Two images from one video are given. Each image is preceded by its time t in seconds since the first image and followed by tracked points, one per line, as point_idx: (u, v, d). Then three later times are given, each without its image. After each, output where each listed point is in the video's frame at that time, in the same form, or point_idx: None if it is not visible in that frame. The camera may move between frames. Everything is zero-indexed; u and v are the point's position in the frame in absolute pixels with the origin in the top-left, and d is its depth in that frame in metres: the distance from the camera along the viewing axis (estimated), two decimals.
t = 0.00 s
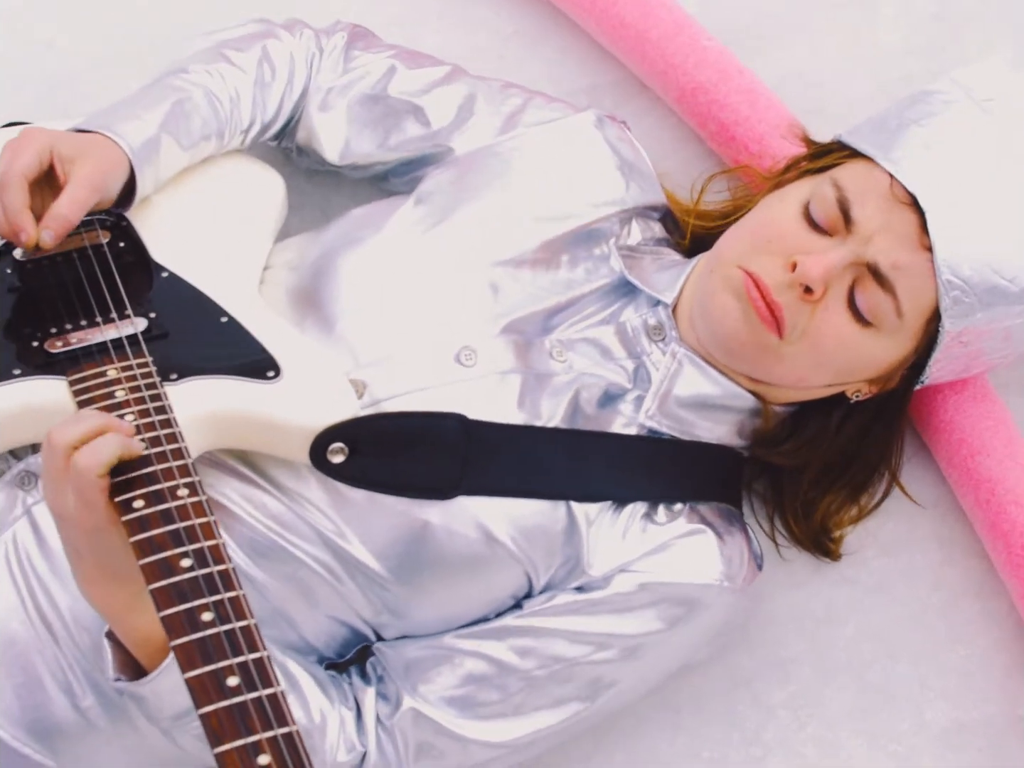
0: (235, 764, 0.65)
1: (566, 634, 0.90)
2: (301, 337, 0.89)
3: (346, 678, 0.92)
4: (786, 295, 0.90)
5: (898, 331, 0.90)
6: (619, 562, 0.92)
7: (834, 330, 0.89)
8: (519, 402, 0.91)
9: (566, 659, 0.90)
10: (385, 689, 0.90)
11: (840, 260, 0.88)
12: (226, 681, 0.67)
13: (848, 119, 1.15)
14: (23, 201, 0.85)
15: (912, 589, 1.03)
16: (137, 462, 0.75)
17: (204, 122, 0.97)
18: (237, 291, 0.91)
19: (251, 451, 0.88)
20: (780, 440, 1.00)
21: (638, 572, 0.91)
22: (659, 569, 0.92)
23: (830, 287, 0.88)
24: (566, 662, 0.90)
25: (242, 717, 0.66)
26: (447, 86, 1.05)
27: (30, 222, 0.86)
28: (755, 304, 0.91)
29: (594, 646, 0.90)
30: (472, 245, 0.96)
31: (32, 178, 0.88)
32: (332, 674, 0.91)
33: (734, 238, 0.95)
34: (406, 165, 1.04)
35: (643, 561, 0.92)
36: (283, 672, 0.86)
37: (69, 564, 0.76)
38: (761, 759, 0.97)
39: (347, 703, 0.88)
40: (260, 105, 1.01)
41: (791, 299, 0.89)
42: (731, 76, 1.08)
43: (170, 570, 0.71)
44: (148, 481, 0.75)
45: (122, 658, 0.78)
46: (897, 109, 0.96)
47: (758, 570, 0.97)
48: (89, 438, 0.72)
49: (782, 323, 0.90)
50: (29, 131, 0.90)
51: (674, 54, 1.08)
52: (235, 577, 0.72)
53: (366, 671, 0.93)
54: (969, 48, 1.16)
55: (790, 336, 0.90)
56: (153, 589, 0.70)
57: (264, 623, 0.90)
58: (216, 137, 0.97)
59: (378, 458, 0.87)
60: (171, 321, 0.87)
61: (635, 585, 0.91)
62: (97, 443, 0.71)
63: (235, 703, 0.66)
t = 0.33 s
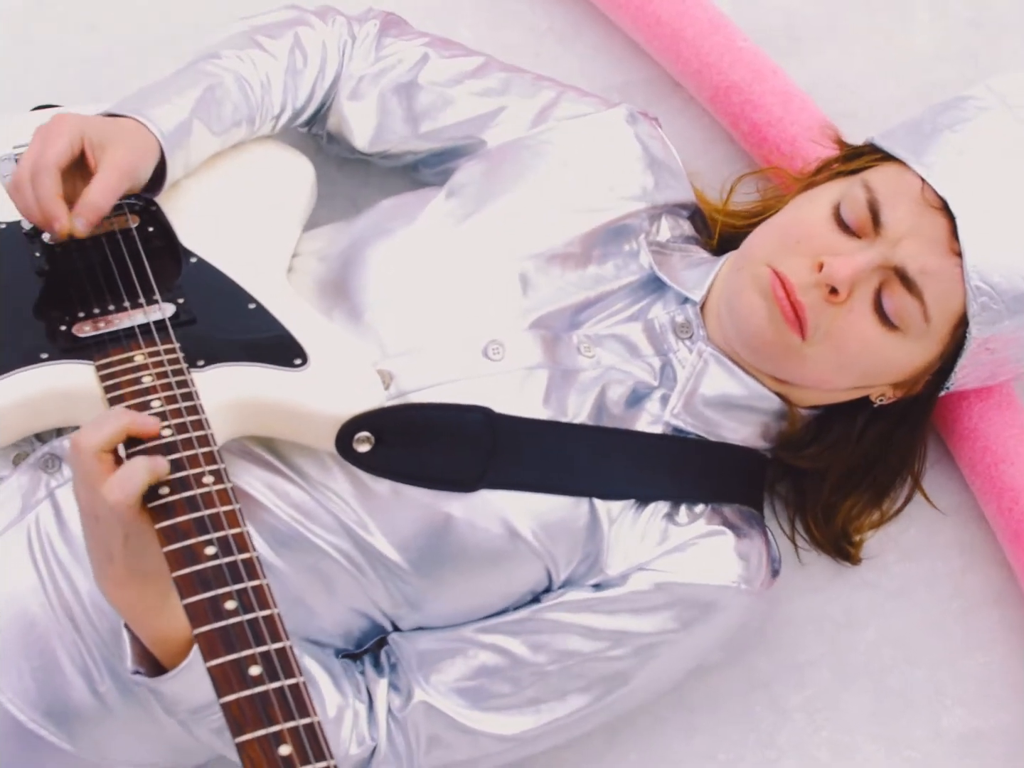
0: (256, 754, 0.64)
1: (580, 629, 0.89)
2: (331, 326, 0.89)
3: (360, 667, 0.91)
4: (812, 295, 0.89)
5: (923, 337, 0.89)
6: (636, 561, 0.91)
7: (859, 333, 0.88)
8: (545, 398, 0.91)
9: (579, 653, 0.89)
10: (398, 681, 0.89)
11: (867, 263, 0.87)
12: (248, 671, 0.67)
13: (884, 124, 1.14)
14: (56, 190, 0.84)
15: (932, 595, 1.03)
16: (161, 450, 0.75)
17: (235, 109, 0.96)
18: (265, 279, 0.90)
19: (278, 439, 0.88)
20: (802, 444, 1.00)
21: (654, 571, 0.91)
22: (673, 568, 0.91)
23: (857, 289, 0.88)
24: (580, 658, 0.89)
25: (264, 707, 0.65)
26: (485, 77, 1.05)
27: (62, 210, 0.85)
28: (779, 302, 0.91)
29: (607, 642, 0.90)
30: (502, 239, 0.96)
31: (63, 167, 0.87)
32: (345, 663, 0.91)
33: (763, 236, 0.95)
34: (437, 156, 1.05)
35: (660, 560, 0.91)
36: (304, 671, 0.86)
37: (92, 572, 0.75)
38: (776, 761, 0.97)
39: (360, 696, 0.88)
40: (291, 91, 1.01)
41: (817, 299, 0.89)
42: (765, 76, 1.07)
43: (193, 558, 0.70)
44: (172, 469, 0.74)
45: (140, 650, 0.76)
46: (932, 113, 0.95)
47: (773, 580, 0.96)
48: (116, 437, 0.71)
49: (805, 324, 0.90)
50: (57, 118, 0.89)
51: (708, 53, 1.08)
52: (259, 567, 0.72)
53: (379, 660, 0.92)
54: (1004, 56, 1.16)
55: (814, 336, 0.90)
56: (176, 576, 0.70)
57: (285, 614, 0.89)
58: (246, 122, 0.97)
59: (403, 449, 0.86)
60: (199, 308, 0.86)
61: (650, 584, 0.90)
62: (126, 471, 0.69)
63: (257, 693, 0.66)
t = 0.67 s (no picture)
0: None
1: (601, 634, 0.90)
2: (352, 323, 0.88)
3: (377, 670, 0.91)
4: (860, 293, 0.88)
5: (966, 342, 0.89)
6: (654, 565, 0.91)
7: (904, 333, 0.88)
8: (568, 397, 0.90)
9: (598, 659, 0.90)
10: (417, 686, 0.90)
11: (916, 263, 0.86)
12: (256, 682, 0.66)
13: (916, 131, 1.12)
14: (63, 172, 0.85)
15: (953, 603, 1.02)
16: (179, 449, 0.75)
17: (268, 93, 0.96)
18: (292, 270, 0.90)
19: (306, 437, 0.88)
20: (826, 450, 0.99)
21: (673, 575, 0.91)
22: (692, 573, 0.91)
23: (903, 290, 0.87)
24: (600, 664, 0.90)
25: (269, 721, 0.65)
26: (517, 70, 1.04)
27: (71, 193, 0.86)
28: (825, 299, 0.90)
29: (627, 648, 0.90)
30: (531, 233, 0.95)
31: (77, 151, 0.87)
32: (363, 666, 0.91)
33: (807, 232, 0.94)
34: (466, 150, 1.05)
35: (679, 564, 0.91)
36: (323, 679, 0.86)
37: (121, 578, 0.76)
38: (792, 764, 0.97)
39: (380, 702, 0.88)
40: (324, 78, 1.00)
41: (863, 298, 0.88)
42: (793, 81, 1.06)
43: (207, 562, 0.70)
44: (190, 470, 0.75)
45: (161, 651, 0.76)
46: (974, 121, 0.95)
47: (793, 584, 0.95)
48: (134, 472, 0.71)
49: (852, 322, 0.89)
50: (77, 102, 0.89)
51: (736, 57, 1.07)
52: (272, 575, 0.72)
53: (398, 662, 0.92)
54: None
55: (860, 334, 0.89)
56: (189, 580, 0.70)
57: (302, 599, 0.90)
58: (280, 108, 0.97)
59: (419, 453, 0.86)
60: (225, 300, 0.86)
61: (669, 588, 0.90)
62: (146, 473, 0.70)
63: (263, 706, 0.65)
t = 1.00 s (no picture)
0: (286, 755, 0.64)
1: (619, 632, 0.89)
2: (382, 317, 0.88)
3: (394, 657, 0.91)
4: (888, 298, 0.88)
5: (993, 351, 0.89)
6: (679, 563, 0.91)
7: (932, 340, 0.88)
8: (595, 395, 0.90)
9: (615, 656, 0.90)
10: (434, 673, 0.89)
11: (946, 270, 0.86)
12: (283, 669, 0.66)
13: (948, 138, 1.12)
14: (99, 147, 0.85)
15: (973, 611, 1.02)
16: (209, 436, 0.75)
17: (300, 87, 0.96)
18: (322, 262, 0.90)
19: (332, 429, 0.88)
20: (851, 455, 0.99)
21: (695, 575, 0.90)
22: (714, 575, 0.90)
23: (933, 297, 0.87)
24: (616, 659, 0.90)
25: (296, 707, 0.65)
26: (550, 68, 1.05)
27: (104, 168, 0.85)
28: (854, 304, 0.90)
29: (644, 647, 0.90)
30: (561, 230, 0.95)
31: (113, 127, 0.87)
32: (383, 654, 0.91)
33: (836, 236, 0.94)
34: (498, 146, 1.04)
35: (702, 565, 0.91)
36: (342, 664, 0.85)
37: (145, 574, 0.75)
38: None
39: (399, 690, 0.88)
40: (356, 74, 1.00)
41: (892, 303, 0.88)
42: (826, 85, 1.06)
43: (235, 549, 0.70)
44: (219, 457, 0.74)
45: (185, 644, 0.76)
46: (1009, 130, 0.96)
47: (812, 590, 0.94)
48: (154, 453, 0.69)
49: (880, 327, 0.89)
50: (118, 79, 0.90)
51: (770, 59, 1.08)
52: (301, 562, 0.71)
53: (415, 649, 0.92)
54: None
55: (888, 340, 0.88)
56: (217, 567, 0.69)
57: (324, 591, 0.90)
58: (311, 101, 0.97)
59: (447, 448, 0.86)
60: (254, 290, 0.86)
61: (691, 589, 0.90)
62: (160, 458, 0.68)
63: (290, 692, 0.66)
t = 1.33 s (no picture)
0: (298, 745, 0.63)
1: (641, 634, 0.89)
2: (408, 311, 0.88)
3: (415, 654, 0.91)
4: (912, 306, 0.88)
5: (1016, 362, 0.88)
6: (698, 566, 0.91)
7: (954, 349, 0.87)
8: (618, 396, 0.90)
9: (637, 658, 0.89)
10: (455, 669, 0.89)
11: (970, 280, 0.86)
12: (297, 658, 0.66)
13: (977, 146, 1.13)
14: (156, 118, 0.86)
15: (993, 620, 1.02)
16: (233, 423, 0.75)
17: (340, 85, 0.97)
18: (351, 255, 0.90)
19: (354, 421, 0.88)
20: (873, 461, 0.99)
21: (715, 577, 0.90)
22: (735, 577, 0.90)
23: (957, 306, 0.87)
24: (637, 661, 0.90)
25: (310, 697, 0.65)
26: (580, 68, 1.05)
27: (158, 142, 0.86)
28: (879, 311, 0.90)
29: (665, 649, 0.90)
30: (589, 229, 0.96)
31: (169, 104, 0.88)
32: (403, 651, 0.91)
33: (864, 243, 0.94)
34: (524, 144, 1.05)
35: (722, 567, 0.91)
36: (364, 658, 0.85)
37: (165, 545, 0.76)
38: None
39: (416, 683, 0.88)
40: (395, 71, 1.01)
41: (916, 311, 0.88)
42: (857, 90, 1.06)
43: (255, 538, 0.70)
44: (243, 446, 0.74)
45: (201, 620, 0.76)
46: None
47: (837, 591, 0.95)
48: (183, 413, 0.71)
49: (903, 335, 0.89)
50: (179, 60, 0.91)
51: (803, 62, 1.08)
52: (319, 554, 0.71)
53: (436, 647, 0.92)
54: None
55: (910, 348, 0.88)
56: (236, 555, 0.69)
57: (345, 587, 0.90)
58: (349, 100, 0.98)
59: (470, 444, 0.86)
60: (282, 283, 0.86)
61: (712, 592, 0.90)
62: (189, 417, 0.71)
63: (304, 682, 0.65)
